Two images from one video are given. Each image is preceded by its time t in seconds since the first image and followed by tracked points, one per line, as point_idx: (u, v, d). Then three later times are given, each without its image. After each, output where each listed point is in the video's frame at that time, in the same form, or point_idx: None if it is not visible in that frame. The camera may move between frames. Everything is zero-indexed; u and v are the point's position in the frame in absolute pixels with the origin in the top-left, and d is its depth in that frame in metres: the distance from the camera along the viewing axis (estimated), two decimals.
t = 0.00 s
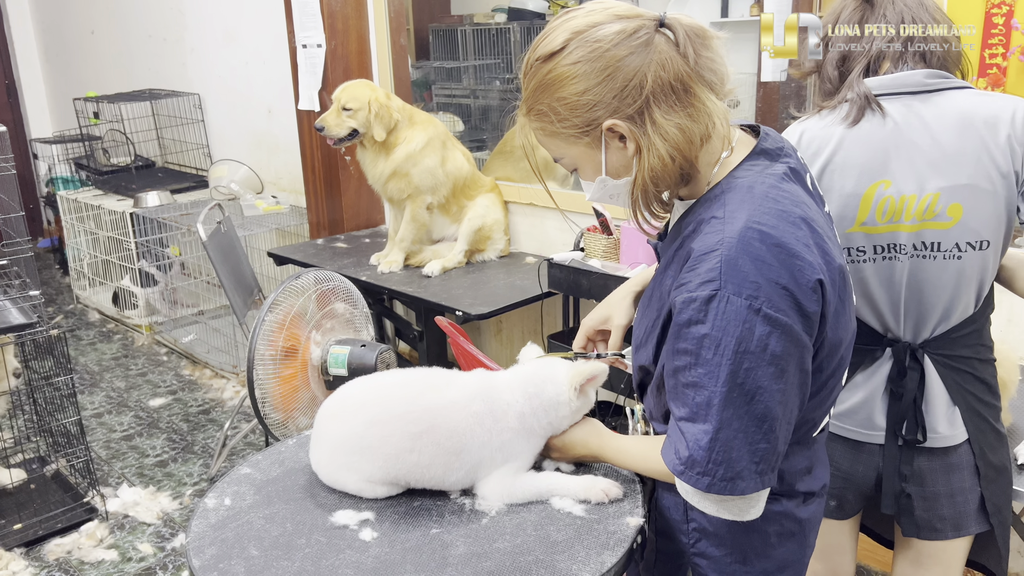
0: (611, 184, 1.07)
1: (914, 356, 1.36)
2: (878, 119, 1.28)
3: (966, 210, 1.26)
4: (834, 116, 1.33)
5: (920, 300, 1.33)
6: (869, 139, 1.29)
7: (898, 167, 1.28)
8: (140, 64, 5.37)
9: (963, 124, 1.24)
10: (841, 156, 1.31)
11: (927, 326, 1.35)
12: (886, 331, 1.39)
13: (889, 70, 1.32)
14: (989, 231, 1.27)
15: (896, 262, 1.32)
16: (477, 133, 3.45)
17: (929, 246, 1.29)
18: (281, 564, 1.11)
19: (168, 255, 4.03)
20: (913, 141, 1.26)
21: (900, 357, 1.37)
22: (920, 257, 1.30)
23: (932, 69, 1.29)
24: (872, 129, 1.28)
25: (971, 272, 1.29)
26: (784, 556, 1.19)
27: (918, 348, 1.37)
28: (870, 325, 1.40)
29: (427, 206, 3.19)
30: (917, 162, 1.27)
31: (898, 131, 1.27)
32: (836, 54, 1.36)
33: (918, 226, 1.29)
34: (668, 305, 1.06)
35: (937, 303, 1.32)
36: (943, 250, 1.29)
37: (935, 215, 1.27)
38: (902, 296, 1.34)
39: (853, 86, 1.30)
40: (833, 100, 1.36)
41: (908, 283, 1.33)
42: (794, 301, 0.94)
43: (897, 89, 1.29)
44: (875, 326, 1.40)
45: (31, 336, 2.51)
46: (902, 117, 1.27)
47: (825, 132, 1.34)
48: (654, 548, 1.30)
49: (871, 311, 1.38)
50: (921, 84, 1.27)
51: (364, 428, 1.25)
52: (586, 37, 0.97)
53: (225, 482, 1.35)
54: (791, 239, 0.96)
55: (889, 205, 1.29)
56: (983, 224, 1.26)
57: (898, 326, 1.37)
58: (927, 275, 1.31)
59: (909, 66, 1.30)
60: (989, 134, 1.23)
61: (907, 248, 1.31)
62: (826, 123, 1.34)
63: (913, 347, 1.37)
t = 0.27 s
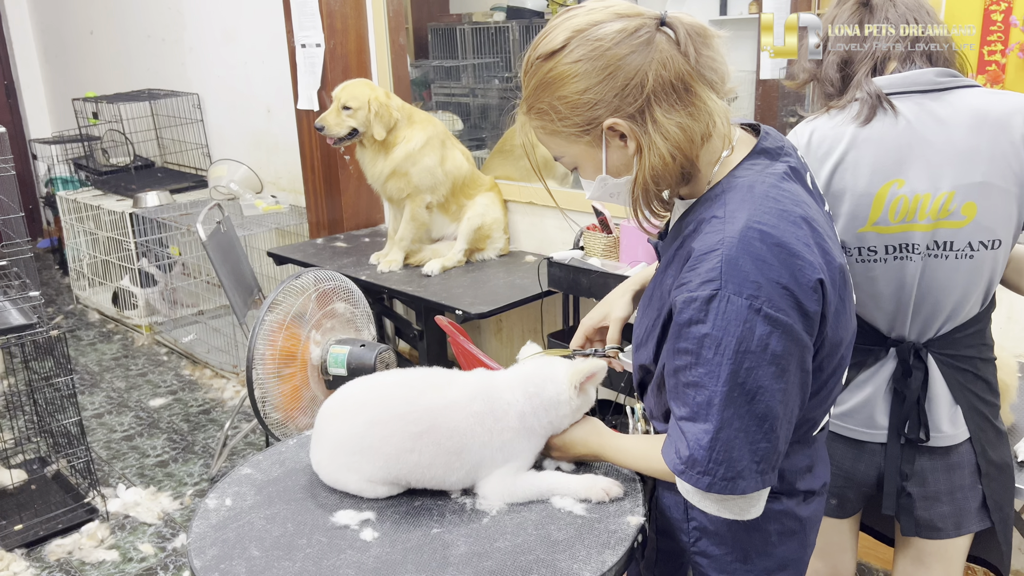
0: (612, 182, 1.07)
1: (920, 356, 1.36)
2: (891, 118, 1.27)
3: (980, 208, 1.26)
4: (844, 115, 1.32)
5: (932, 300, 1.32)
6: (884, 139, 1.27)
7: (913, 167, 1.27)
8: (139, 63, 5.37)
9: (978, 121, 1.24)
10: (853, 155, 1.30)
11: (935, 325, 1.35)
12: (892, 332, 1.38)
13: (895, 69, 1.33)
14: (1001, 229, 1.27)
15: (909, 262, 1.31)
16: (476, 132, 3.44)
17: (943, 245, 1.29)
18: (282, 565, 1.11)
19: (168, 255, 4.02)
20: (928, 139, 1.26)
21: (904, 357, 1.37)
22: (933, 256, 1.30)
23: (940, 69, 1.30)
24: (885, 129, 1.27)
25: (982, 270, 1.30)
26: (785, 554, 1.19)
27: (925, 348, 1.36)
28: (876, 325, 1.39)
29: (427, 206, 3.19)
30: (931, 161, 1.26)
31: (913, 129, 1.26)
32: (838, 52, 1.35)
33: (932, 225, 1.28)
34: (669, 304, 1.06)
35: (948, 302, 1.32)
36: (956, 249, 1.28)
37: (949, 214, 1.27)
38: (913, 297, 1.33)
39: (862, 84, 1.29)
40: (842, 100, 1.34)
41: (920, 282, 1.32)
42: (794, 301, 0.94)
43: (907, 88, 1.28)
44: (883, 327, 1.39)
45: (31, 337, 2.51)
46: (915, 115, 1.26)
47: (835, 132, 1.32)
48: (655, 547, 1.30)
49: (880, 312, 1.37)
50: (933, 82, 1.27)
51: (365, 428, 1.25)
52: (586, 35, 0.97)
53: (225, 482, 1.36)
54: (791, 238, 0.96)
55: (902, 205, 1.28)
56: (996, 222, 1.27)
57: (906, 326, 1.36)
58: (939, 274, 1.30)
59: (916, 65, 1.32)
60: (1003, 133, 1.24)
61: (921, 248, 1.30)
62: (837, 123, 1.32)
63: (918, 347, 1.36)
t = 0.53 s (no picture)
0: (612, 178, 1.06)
1: (926, 353, 1.36)
2: (898, 113, 1.26)
3: (990, 201, 1.26)
4: (850, 110, 1.30)
5: (942, 295, 1.32)
6: (893, 135, 1.26)
7: (923, 161, 1.26)
8: (137, 62, 5.36)
9: (986, 115, 1.23)
10: (862, 151, 1.29)
11: (941, 321, 1.35)
12: (897, 329, 1.38)
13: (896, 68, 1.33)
14: (1009, 223, 1.28)
15: (919, 257, 1.30)
16: (475, 130, 3.44)
17: (954, 239, 1.28)
18: (280, 564, 1.10)
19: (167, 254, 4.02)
20: (938, 134, 1.25)
21: (909, 354, 1.36)
22: (943, 251, 1.29)
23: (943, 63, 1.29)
24: (894, 123, 1.26)
25: (991, 265, 1.30)
26: (786, 552, 1.18)
27: (930, 344, 1.36)
28: (881, 323, 1.38)
29: (426, 203, 3.18)
30: (942, 156, 1.25)
31: (922, 124, 1.25)
32: (832, 52, 1.35)
33: (943, 220, 1.27)
34: (671, 301, 1.06)
35: (956, 297, 1.32)
36: (966, 243, 1.28)
37: (960, 208, 1.26)
38: (922, 293, 1.32)
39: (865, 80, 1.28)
40: (846, 96, 1.32)
41: (929, 277, 1.31)
42: (797, 298, 0.93)
43: (912, 83, 1.27)
44: (888, 324, 1.38)
45: (30, 336, 2.50)
46: (923, 109, 1.26)
47: (842, 128, 1.30)
48: (656, 547, 1.30)
49: (886, 309, 1.36)
50: (938, 76, 1.27)
51: (364, 427, 1.24)
52: (589, 28, 0.96)
53: (223, 482, 1.35)
54: (794, 235, 0.95)
55: (913, 200, 1.27)
56: (1004, 214, 1.27)
57: (912, 322, 1.35)
58: (949, 269, 1.30)
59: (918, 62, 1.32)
60: (1011, 126, 1.24)
61: (931, 243, 1.29)
62: (843, 118, 1.30)
63: (922, 344, 1.36)
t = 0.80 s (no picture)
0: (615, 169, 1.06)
1: (923, 351, 1.36)
2: (894, 110, 1.27)
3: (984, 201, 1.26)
4: (846, 107, 1.31)
5: (938, 293, 1.32)
6: (888, 133, 1.27)
7: (918, 158, 1.26)
8: (136, 60, 5.35)
9: (983, 111, 1.23)
10: (858, 148, 1.29)
11: (938, 319, 1.34)
12: (895, 327, 1.38)
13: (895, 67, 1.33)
14: (1006, 220, 1.27)
15: (915, 254, 1.30)
16: (475, 128, 3.43)
17: (949, 236, 1.28)
18: (282, 562, 1.11)
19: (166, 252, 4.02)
20: (933, 130, 1.25)
21: (907, 352, 1.37)
22: (939, 248, 1.29)
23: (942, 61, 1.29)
24: (889, 120, 1.26)
25: (988, 262, 1.29)
26: (789, 548, 1.18)
27: (927, 343, 1.36)
28: (879, 320, 1.39)
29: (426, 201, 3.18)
30: (938, 152, 1.25)
31: (917, 120, 1.26)
32: (831, 52, 1.35)
33: (938, 216, 1.28)
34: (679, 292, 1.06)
35: (953, 294, 1.32)
36: (963, 240, 1.28)
37: (956, 205, 1.26)
38: (918, 291, 1.32)
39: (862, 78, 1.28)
40: (843, 93, 1.33)
41: (925, 275, 1.31)
42: (804, 282, 0.94)
43: (909, 81, 1.28)
44: (886, 322, 1.38)
45: (30, 335, 2.50)
46: (918, 107, 1.26)
47: (839, 125, 1.31)
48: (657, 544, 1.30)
49: (883, 306, 1.37)
50: (936, 73, 1.27)
51: (367, 428, 1.24)
52: (594, 19, 0.97)
53: (225, 480, 1.35)
54: (800, 220, 0.96)
55: (908, 196, 1.28)
56: (1001, 212, 1.26)
57: (909, 320, 1.36)
58: (946, 265, 1.29)
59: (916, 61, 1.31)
60: (1008, 122, 1.23)
61: (927, 240, 1.29)
62: (839, 115, 1.32)
63: (920, 342, 1.36)
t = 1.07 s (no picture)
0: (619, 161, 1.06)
1: (919, 348, 1.36)
2: (891, 106, 1.27)
3: (978, 197, 1.26)
4: (842, 103, 1.31)
5: (933, 288, 1.32)
6: (885, 129, 1.27)
7: (913, 153, 1.27)
8: (133, 57, 5.34)
9: (979, 106, 1.24)
10: (855, 143, 1.30)
11: (934, 316, 1.34)
12: (893, 324, 1.38)
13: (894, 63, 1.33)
14: (1001, 216, 1.27)
15: (911, 250, 1.30)
16: (472, 124, 3.43)
17: (945, 232, 1.28)
18: (280, 559, 1.11)
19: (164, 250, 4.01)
20: (930, 126, 1.25)
21: (903, 349, 1.37)
22: (934, 243, 1.29)
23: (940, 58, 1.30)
24: (886, 116, 1.27)
25: (983, 258, 1.29)
26: (788, 541, 1.18)
27: (923, 339, 1.36)
28: (876, 316, 1.39)
29: (423, 198, 3.18)
30: (934, 147, 1.26)
31: (913, 115, 1.26)
32: (831, 52, 1.35)
33: (935, 211, 1.28)
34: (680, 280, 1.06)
35: (948, 290, 1.32)
36: (958, 236, 1.28)
37: (952, 200, 1.26)
38: (915, 287, 1.32)
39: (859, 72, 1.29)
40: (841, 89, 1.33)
41: (922, 270, 1.31)
42: (803, 264, 0.94)
43: (908, 75, 1.28)
44: (883, 318, 1.39)
45: (27, 332, 2.50)
46: (915, 103, 1.27)
47: (837, 121, 1.31)
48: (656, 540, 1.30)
49: (880, 303, 1.37)
50: (932, 70, 1.28)
51: (362, 429, 1.24)
52: (595, 12, 0.96)
53: (223, 477, 1.35)
54: (799, 204, 0.97)
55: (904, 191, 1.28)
56: (997, 207, 1.26)
57: (905, 316, 1.36)
58: (942, 261, 1.30)
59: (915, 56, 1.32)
60: (1004, 118, 1.24)
61: (923, 236, 1.29)
62: (836, 111, 1.31)
63: (917, 339, 1.36)
